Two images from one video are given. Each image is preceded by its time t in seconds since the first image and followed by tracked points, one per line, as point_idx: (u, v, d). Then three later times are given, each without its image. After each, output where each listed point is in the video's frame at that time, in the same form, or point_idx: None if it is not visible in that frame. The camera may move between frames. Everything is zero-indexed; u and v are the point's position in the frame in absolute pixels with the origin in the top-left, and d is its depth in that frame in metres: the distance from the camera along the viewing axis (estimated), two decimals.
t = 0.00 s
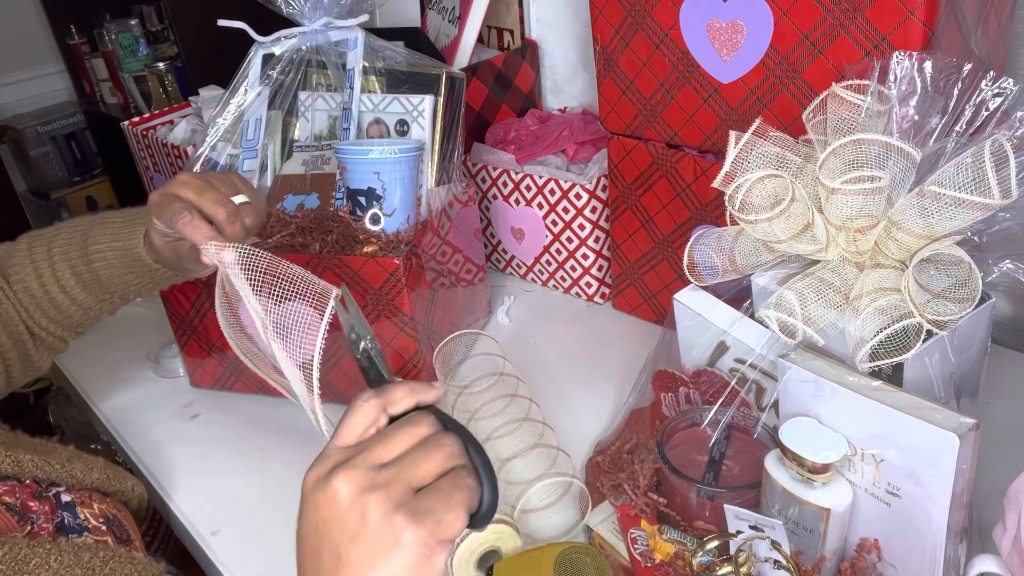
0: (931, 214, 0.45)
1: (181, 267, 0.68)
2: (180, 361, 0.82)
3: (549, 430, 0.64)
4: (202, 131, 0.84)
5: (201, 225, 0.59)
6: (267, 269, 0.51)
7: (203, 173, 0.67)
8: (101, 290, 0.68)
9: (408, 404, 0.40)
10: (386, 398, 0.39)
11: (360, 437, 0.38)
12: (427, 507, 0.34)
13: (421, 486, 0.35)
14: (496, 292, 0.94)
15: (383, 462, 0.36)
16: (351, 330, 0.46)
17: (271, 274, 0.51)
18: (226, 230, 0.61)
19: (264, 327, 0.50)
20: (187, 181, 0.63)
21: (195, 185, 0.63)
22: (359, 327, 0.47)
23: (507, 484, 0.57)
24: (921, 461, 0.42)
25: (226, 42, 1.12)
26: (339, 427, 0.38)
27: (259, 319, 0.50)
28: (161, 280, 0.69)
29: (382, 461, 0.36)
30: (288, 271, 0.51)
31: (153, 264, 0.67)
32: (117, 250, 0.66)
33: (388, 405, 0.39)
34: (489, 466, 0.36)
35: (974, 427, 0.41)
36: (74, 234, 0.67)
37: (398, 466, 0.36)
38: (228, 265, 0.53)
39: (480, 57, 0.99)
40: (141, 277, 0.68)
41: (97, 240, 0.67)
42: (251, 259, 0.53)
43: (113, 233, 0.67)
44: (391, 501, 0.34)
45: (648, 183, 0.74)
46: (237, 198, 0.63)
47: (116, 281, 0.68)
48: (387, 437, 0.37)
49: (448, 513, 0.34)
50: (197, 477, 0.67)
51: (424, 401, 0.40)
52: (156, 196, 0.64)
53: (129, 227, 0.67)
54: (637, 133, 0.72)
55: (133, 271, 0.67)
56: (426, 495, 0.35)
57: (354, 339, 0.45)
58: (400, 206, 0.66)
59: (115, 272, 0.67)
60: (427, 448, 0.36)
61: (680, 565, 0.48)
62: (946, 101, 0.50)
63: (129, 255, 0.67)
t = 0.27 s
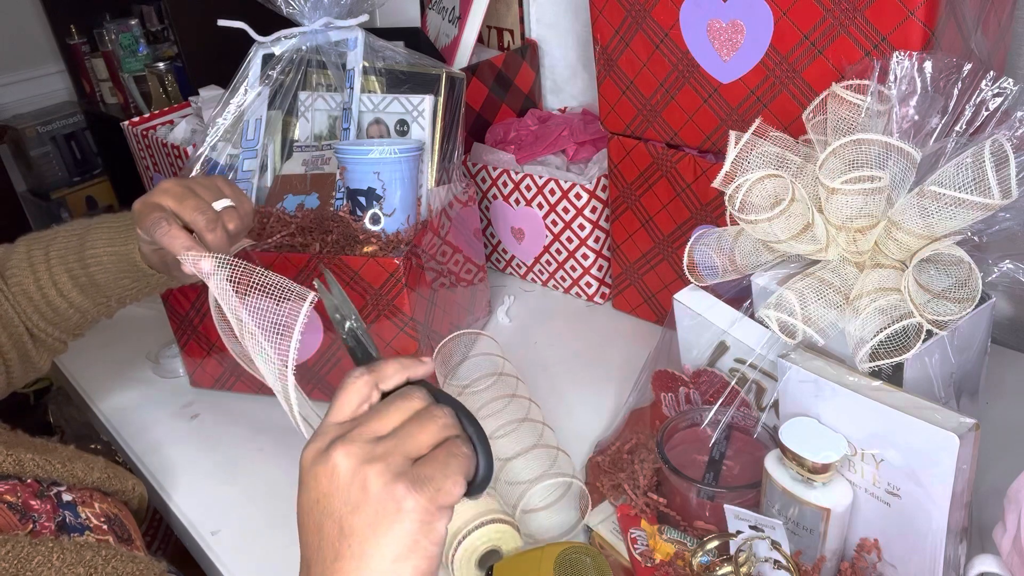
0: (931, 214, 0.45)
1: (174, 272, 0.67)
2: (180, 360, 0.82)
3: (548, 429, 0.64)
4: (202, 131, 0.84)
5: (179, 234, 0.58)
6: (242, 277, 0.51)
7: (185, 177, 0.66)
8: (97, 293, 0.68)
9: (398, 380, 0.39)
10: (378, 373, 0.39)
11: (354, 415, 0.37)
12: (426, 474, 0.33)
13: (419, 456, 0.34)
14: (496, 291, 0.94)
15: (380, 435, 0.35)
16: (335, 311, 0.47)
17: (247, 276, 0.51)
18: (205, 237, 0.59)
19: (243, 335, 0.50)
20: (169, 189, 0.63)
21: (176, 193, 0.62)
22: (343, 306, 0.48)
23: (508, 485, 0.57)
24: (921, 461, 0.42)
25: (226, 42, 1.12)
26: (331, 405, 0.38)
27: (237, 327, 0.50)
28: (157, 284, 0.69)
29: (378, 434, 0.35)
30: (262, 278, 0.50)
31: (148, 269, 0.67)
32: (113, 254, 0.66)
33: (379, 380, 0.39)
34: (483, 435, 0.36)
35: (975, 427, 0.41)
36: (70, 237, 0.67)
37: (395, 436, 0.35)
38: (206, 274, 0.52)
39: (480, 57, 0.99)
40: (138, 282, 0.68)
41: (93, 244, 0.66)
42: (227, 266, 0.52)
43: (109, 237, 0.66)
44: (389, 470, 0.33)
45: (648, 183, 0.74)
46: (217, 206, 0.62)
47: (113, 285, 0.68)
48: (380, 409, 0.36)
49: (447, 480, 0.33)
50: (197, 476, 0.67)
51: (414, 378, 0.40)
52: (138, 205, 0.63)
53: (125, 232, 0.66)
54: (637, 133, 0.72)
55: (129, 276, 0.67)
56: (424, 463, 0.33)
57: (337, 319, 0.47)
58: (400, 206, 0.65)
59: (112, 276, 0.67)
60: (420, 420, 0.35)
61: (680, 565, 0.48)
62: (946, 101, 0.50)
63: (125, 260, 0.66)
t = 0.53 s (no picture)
0: (931, 214, 0.45)
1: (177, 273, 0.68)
2: (180, 361, 0.82)
3: (548, 429, 0.64)
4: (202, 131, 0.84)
5: (177, 239, 0.58)
6: (242, 280, 0.51)
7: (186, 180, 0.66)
8: (97, 295, 0.68)
9: (381, 364, 0.40)
10: (361, 357, 0.39)
11: (337, 399, 0.38)
12: (414, 453, 0.33)
13: (405, 435, 0.35)
14: (496, 292, 0.94)
15: (366, 416, 0.35)
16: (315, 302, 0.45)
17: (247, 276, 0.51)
18: (205, 241, 0.59)
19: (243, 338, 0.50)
20: (167, 193, 0.63)
21: (173, 197, 0.63)
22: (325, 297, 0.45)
23: (508, 484, 0.57)
24: (921, 461, 0.42)
25: (226, 43, 1.12)
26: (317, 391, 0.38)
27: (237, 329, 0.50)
28: (158, 286, 0.69)
29: (363, 416, 0.35)
30: (261, 280, 0.50)
31: (149, 271, 0.67)
32: (114, 256, 0.66)
33: (363, 364, 0.39)
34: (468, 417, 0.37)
35: (975, 426, 0.41)
36: (70, 239, 0.67)
37: (380, 418, 0.35)
38: (207, 278, 0.53)
39: (480, 57, 0.99)
40: (138, 284, 0.68)
41: (93, 246, 0.66)
42: (228, 270, 0.52)
43: (110, 239, 0.66)
44: (376, 449, 0.33)
45: (648, 183, 0.74)
46: (217, 207, 0.62)
47: (113, 287, 0.68)
48: (364, 392, 0.36)
49: (434, 458, 0.33)
50: (197, 477, 0.67)
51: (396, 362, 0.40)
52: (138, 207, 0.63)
53: (125, 235, 0.66)
54: (636, 133, 0.72)
55: (129, 278, 0.67)
56: (411, 442, 0.34)
57: (319, 311, 0.44)
58: (400, 206, 0.65)
59: (112, 278, 0.67)
60: (405, 402, 0.36)
61: (680, 566, 0.48)
62: (946, 101, 0.50)
63: (126, 262, 0.66)
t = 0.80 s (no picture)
0: (931, 214, 0.45)
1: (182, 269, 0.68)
2: (180, 360, 0.82)
3: (549, 429, 0.64)
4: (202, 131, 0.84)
5: (189, 230, 0.58)
6: (255, 269, 0.52)
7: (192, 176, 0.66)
8: (99, 294, 0.68)
9: (368, 398, 0.38)
10: (345, 393, 0.38)
11: (321, 438, 0.37)
12: (398, 499, 0.33)
13: (390, 478, 0.34)
14: (496, 291, 0.94)
15: (350, 457, 0.35)
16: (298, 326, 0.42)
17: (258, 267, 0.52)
18: (215, 234, 0.59)
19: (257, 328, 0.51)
20: (177, 186, 0.63)
21: (184, 190, 0.62)
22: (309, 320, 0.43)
23: (508, 484, 0.57)
24: (921, 461, 0.42)
25: (226, 43, 1.12)
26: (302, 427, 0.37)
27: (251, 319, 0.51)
28: (161, 284, 0.69)
29: (348, 457, 0.35)
30: (274, 271, 0.52)
31: (153, 269, 0.67)
32: (117, 254, 0.66)
33: (347, 400, 0.38)
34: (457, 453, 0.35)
35: (974, 427, 0.41)
36: (72, 237, 0.67)
37: (365, 460, 0.34)
38: (218, 269, 0.53)
39: (480, 57, 0.99)
40: (141, 282, 0.68)
41: (97, 244, 0.66)
42: (239, 260, 0.53)
43: (113, 237, 0.66)
44: (361, 495, 0.33)
45: (648, 183, 0.74)
46: (224, 203, 0.62)
47: (116, 285, 0.68)
48: (349, 431, 0.35)
49: (420, 502, 0.33)
50: (197, 477, 0.67)
51: (383, 395, 0.39)
52: (146, 202, 0.63)
53: (129, 233, 0.66)
54: (636, 133, 0.72)
55: (132, 276, 0.67)
56: (396, 486, 0.34)
57: (303, 337, 0.42)
58: (400, 206, 0.65)
59: (115, 277, 0.67)
60: (391, 441, 0.35)
61: (680, 566, 0.48)
62: (946, 101, 0.50)
63: (129, 261, 0.66)
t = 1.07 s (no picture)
0: (931, 214, 0.45)
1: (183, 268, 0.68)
2: (180, 360, 0.82)
3: (549, 429, 0.64)
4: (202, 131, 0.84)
5: (190, 230, 0.58)
6: (257, 268, 0.53)
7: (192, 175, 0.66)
8: (99, 294, 0.68)
9: (366, 433, 0.38)
10: (341, 429, 0.38)
11: (316, 474, 0.37)
12: (390, 542, 0.34)
13: (382, 520, 0.35)
14: (496, 292, 0.94)
15: (343, 498, 0.35)
16: (303, 360, 0.47)
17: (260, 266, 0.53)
18: (216, 233, 0.59)
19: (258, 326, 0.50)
20: (177, 185, 0.62)
21: (185, 189, 0.62)
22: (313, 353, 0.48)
23: (508, 484, 0.57)
24: (921, 461, 0.42)
25: (226, 43, 1.12)
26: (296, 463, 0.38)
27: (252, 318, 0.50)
28: (162, 284, 0.69)
29: (341, 497, 0.35)
30: (275, 270, 0.52)
31: (154, 268, 0.67)
32: (117, 254, 0.66)
33: (343, 437, 0.38)
34: (453, 494, 0.36)
35: (974, 427, 0.41)
36: (73, 238, 0.67)
37: (358, 500, 0.35)
38: (220, 267, 0.53)
39: (480, 57, 0.99)
40: (142, 282, 0.68)
41: (97, 244, 0.66)
42: (241, 259, 0.53)
43: (113, 237, 0.66)
44: (352, 538, 0.34)
45: (648, 183, 0.74)
46: (226, 202, 0.62)
47: (116, 285, 0.68)
48: (344, 471, 0.36)
49: (411, 547, 0.34)
50: (197, 477, 0.67)
51: (381, 429, 0.39)
52: (147, 201, 0.62)
53: (129, 232, 0.66)
54: (637, 133, 0.72)
55: (133, 276, 0.67)
56: (388, 530, 0.34)
57: (307, 368, 0.47)
58: (400, 206, 0.65)
59: (115, 277, 0.67)
60: (385, 481, 0.35)
61: (680, 566, 0.48)
62: (946, 101, 0.50)
63: (129, 260, 0.66)
